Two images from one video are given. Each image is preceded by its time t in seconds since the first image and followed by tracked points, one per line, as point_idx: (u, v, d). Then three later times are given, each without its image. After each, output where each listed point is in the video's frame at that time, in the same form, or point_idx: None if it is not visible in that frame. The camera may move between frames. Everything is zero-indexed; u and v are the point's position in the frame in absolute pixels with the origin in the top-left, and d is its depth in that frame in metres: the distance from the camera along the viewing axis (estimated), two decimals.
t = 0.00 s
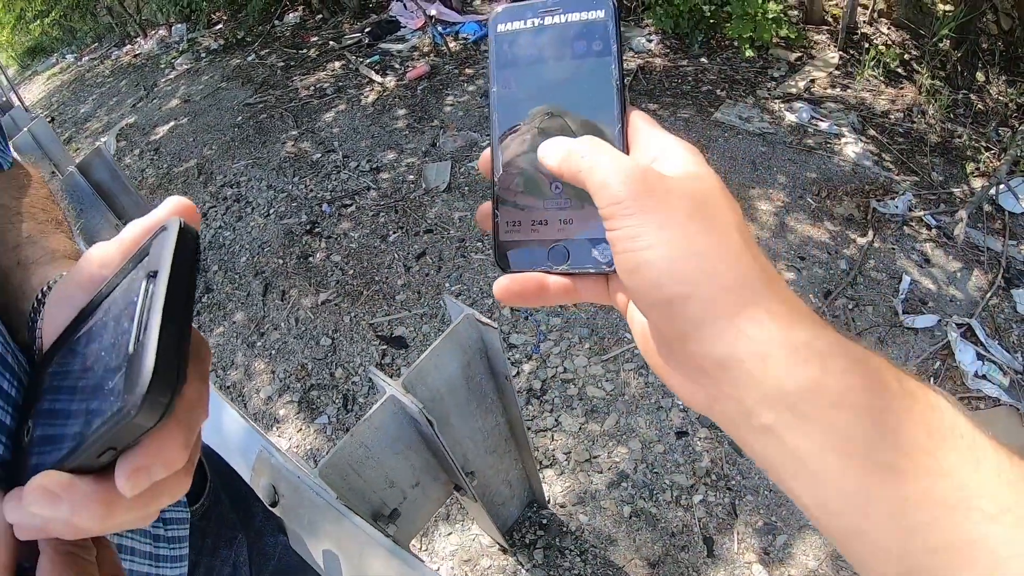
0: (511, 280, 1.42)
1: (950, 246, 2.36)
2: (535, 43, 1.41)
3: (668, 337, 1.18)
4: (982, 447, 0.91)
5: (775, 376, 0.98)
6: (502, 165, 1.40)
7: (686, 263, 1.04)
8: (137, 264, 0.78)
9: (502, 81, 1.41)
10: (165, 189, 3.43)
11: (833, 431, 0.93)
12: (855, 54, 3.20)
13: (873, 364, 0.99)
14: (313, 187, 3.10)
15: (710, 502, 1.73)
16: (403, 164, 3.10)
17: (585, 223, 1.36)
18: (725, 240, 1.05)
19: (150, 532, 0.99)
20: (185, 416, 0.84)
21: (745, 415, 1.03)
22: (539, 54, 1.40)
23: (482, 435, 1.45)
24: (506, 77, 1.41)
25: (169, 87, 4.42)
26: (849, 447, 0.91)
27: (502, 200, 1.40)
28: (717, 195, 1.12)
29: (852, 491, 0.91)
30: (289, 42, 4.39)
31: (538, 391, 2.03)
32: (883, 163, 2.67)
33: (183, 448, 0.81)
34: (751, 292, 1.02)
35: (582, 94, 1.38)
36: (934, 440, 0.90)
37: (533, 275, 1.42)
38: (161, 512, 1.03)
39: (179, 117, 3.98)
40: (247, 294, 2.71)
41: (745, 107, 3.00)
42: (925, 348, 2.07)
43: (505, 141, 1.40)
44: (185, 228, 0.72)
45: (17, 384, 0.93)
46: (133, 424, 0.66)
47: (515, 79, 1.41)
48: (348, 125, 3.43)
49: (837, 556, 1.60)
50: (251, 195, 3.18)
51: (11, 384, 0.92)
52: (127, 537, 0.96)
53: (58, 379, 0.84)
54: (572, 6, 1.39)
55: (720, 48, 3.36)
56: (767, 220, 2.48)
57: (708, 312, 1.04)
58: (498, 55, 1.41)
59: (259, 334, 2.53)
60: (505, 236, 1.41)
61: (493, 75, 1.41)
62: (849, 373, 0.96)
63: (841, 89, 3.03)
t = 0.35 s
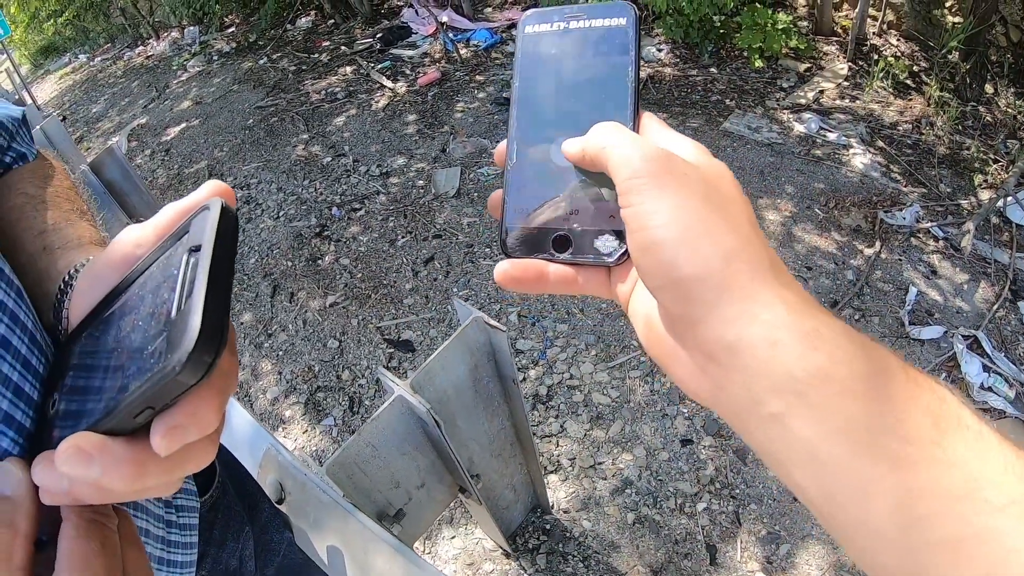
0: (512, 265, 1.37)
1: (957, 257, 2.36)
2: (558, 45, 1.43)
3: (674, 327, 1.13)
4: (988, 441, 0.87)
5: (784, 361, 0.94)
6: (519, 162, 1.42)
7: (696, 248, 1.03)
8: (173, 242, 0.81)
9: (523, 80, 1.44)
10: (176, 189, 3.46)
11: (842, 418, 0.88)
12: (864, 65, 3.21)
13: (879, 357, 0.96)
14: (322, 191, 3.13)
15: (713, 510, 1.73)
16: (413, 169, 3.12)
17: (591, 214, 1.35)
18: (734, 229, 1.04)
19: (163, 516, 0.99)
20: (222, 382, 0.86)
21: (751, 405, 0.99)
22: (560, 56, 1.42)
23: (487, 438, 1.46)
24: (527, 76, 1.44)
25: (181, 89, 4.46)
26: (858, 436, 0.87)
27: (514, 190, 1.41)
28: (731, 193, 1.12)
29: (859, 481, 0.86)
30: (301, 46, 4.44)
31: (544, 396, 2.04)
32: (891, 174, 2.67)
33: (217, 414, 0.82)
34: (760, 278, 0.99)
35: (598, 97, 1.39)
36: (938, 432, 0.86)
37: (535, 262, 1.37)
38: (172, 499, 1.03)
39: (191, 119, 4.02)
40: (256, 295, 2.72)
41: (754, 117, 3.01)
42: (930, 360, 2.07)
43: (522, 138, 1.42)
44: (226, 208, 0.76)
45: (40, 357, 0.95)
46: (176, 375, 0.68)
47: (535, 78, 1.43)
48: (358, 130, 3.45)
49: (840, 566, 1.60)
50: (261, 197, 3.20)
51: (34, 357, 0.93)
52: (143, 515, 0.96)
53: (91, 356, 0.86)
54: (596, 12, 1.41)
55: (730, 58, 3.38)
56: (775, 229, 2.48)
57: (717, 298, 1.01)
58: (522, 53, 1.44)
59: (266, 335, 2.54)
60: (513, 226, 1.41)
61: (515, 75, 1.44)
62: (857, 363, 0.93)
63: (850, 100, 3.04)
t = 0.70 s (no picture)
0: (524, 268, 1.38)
1: (963, 267, 2.35)
2: (574, 49, 1.44)
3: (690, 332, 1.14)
4: (1005, 449, 0.87)
5: (804, 368, 0.94)
6: (536, 165, 1.43)
7: (716, 254, 1.02)
8: (154, 233, 0.78)
9: (541, 84, 1.45)
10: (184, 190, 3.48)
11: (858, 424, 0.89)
12: (871, 74, 3.21)
13: (897, 365, 0.96)
14: (330, 194, 3.14)
15: (716, 517, 1.73)
16: (420, 173, 3.14)
17: (601, 218, 1.35)
18: (755, 233, 1.03)
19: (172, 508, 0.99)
20: (218, 373, 0.84)
21: (770, 411, 0.99)
22: (577, 60, 1.43)
23: (491, 441, 1.46)
24: (544, 80, 1.45)
25: (190, 91, 4.50)
26: (874, 442, 0.87)
27: (528, 191, 1.43)
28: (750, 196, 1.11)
29: (874, 487, 0.86)
30: (310, 49, 4.47)
31: (548, 402, 2.04)
32: (897, 183, 2.66)
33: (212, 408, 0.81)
34: (782, 284, 0.99)
35: (614, 100, 1.39)
36: (953, 439, 0.86)
37: (547, 265, 1.38)
38: (180, 493, 1.03)
39: (200, 120, 4.05)
40: (262, 296, 2.73)
41: (761, 125, 3.02)
42: (936, 369, 2.06)
43: (539, 140, 1.43)
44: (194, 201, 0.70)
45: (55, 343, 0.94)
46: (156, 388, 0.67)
47: (552, 82, 1.44)
48: (366, 133, 3.47)
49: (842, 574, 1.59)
50: (268, 200, 3.21)
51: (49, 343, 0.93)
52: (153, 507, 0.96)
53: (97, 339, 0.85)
54: (613, 16, 1.42)
55: (737, 65, 3.38)
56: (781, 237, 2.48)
57: (737, 304, 1.00)
58: (540, 56, 1.46)
59: (272, 336, 2.55)
60: (527, 229, 1.42)
61: (533, 79, 1.45)
62: (876, 371, 0.93)
63: (857, 109, 3.04)
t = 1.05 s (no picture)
0: (526, 282, 1.37)
1: (967, 273, 2.35)
2: (574, 56, 1.44)
3: (691, 344, 1.13)
4: (1008, 461, 0.86)
5: (805, 381, 0.94)
6: (536, 174, 1.43)
7: (716, 267, 1.02)
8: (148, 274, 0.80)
9: (540, 93, 1.45)
10: (188, 192, 3.49)
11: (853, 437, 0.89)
12: (875, 80, 3.21)
13: (899, 377, 0.95)
14: (333, 196, 3.15)
15: (718, 522, 1.72)
16: (424, 177, 3.14)
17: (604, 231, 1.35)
18: (755, 247, 1.02)
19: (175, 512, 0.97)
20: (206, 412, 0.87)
21: (772, 424, 0.98)
22: (577, 68, 1.43)
23: (493, 444, 1.46)
24: (544, 89, 1.45)
25: (195, 92, 4.52)
26: (876, 455, 0.87)
27: (530, 202, 1.42)
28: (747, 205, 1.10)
29: (876, 500, 0.86)
30: (315, 52, 4.49)
31: (550, 406, 2.04)
32: (901, 189, 2.66)
33: (199, 448, 0.83)
34: (783, 298, 0.98)
35: (613, 107, 1.39)
36: (956, 451, 0.85)
37: (549, 278, 1.37)
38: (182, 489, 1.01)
39: (204, 122, 4.06)
40: (265, 298, 2.73)
41: (765, 130, 3.01)
42: (939, 375, 2.05)
43: (538, 149, 1.43)
44: (182, 258, 0.73)
45: (67, 333, 0.92)
46: (141, 439, 0.70)
47: (552, 90, 1.44)
48: (370, 136, 3.48)
49: None
50: (272, 201, 3.22)
51: (61, 331, 0.91)
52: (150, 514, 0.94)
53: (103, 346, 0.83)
54: (612, 23, 1.42)
55: (741, 70, 3.39)
56: (784, 242, 2.48)
57: (737, 318, 1.00)
58: (539, 62, 1.46)
59: (275, 338, 2.55)
60: (530, 242, 1.42)
61: (533, 87, 1.45)
62: (877, 384, 0.93)
63: (862, 114, 3.03)
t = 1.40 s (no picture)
0: (526, 294, 1.37)
1: (969, 275, 2.34)
2: (561, 57, 1.40)
3: (693, 354, 1.13)
4: (1013, 476, 0.86)
5: (808, 395, 0.93)
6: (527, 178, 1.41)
7: (720, 278, 1.00)
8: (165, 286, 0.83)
9: (527, 96, 1.42)
10: (190, 192, 3.49)
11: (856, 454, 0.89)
12: (878, 81, 3.20)
13: (904, 390, 0.95)
14: (335, 197, 3.15)
15: (719, 526, 1.71)
16: (426, 178, 3.14)
17: (601, 239, 1.35)
18: (759, 257, 1.01)
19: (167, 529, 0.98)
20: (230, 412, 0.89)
21: (775, 437, 0.98)
22: (563, 69, 1.39)
23: (494, 447, 1.46)
24: (531, 92, 1.41)
25: (197, 92, 4.53)
26: (880, 472, 0.87)
27: (524, 212, 1.41)
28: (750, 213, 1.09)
29: (880, 517, 0.86)
30: (317, 53, 4.49)
31: (551, 407, 2.04)
32: (904, 191, 2.65)
33: (224, 454, 0.86)
34: (787, 310, 0.97)
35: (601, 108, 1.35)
36: (961, 469, 0.85)
37: (549, 289, 1.38)
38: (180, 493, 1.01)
39: (206, 122, 4.06)
40: (266, 299, 2.73)
41: (767, 131, 3.01)
42: (942, 378, 2.05)
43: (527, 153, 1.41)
44: (195, 278, 0.78)
45: (82, 323, 0.93)
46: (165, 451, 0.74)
47: (540, 93, 1.41)
48: (372, 136, 3.48)
49: None
50: (274, 202, 3.22)
51: (78, 321, 0.92)
52: (144, 528, 0.94)
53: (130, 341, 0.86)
54: (598, 19, 1.35)
55: (743, 72, 3.38)
56: (786, 244, 2.48)
57: (741, 330, 0.99)
58: (524, 63, 1.42)
59: (276, 339, 2.55)
60: (527, 252, 1.41)
61: (520, 90, 1.42)
62: (879, 398, 0.92)
63: (864, 116, 3.03)
